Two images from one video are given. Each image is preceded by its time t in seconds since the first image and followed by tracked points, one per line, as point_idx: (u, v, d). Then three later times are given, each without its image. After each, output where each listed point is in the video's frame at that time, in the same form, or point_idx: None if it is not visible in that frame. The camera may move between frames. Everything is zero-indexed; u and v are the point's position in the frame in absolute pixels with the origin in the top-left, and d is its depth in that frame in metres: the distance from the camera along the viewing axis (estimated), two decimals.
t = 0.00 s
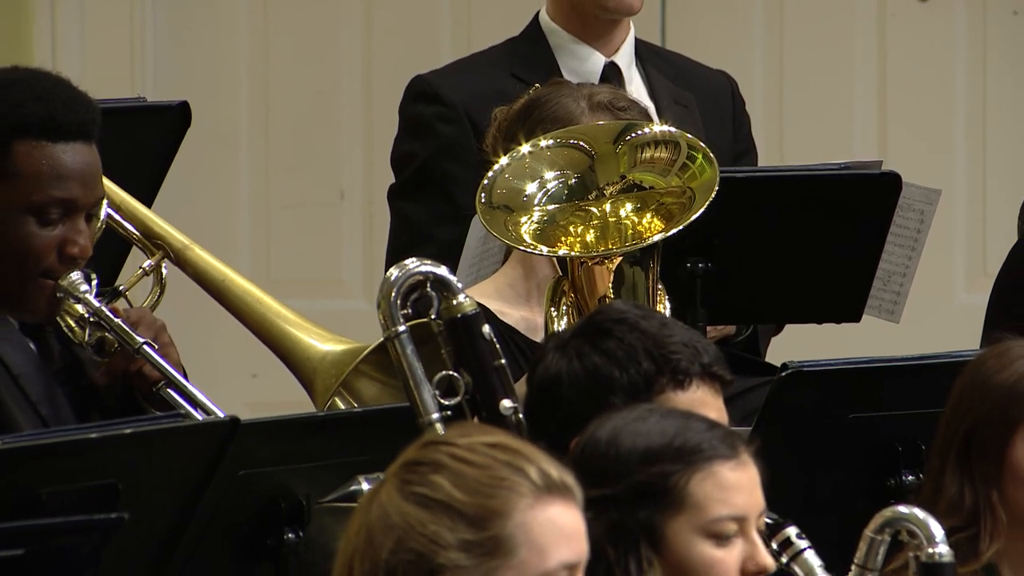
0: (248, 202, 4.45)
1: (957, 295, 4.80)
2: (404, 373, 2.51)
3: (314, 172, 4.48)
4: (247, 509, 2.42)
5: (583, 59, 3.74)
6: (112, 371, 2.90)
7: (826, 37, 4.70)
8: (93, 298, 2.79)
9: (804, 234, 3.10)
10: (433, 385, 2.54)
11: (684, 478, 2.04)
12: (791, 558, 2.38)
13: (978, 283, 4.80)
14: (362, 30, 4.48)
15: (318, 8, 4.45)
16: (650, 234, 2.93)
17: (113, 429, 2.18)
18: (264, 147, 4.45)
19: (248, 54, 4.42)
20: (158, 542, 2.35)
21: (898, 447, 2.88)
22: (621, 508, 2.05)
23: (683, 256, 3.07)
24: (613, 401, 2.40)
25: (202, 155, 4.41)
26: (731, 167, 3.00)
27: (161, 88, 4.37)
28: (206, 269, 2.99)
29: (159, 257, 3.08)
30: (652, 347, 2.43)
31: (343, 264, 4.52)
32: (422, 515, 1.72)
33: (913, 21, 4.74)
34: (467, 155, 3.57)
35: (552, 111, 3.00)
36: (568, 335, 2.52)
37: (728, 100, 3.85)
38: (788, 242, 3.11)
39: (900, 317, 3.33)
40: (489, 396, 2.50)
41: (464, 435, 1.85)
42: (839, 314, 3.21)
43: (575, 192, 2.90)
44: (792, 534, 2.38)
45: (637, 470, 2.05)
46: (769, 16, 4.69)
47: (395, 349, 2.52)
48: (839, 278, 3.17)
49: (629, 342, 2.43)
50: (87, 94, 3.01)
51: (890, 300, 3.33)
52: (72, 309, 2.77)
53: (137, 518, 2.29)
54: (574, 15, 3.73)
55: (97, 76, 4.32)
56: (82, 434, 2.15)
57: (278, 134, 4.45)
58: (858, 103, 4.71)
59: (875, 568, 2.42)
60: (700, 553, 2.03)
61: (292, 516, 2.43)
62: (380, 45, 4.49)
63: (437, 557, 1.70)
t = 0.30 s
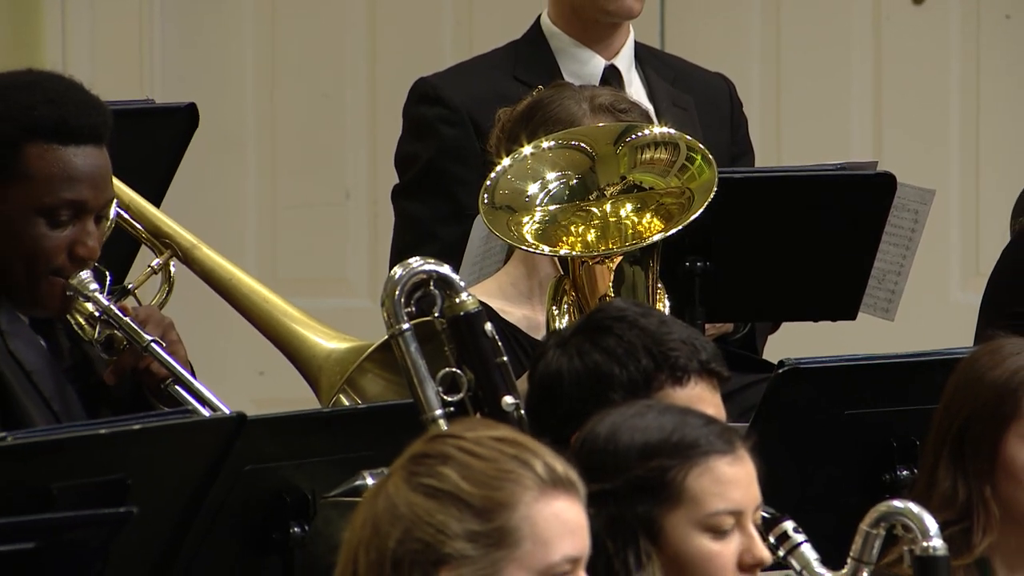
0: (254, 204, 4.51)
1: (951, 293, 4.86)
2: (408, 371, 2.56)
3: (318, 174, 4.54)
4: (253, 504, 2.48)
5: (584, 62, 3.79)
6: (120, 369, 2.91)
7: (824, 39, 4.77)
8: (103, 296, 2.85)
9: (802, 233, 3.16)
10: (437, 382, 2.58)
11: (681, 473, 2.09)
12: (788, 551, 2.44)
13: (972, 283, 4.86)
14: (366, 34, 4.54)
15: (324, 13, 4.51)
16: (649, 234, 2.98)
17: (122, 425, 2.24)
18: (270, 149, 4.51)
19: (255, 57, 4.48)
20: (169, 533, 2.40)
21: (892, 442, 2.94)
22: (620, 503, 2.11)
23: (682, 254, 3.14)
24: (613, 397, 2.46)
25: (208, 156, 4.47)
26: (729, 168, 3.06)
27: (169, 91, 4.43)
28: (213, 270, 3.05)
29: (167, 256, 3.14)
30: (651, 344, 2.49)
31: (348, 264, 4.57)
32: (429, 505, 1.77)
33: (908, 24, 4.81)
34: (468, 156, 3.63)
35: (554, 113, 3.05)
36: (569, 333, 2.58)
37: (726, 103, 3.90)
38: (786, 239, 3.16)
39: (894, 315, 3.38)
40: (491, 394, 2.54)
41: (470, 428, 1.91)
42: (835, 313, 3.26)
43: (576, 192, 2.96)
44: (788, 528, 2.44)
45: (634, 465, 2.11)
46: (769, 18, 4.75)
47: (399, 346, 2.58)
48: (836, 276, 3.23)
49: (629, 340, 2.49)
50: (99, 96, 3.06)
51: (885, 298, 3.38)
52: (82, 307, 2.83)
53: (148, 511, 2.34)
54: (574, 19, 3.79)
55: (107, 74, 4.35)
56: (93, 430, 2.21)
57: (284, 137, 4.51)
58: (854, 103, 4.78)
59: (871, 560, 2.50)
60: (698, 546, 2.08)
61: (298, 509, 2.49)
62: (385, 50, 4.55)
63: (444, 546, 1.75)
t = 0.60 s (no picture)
0: (261, 202, 4.61)
1: (944, 291, 4.85)
2: (412, 367, 2.63)
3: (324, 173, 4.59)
4: (260, 496, 2.53)
5: (584, 64, 3.85)
6: (133, 365, 2.95)
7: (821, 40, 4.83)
8: (115, 293, 2.90)
9: (799, 230, 3.21)
10: (440, 378, 2.65)
11: (680, 467, 2.14)
12: (785, 544, 2.52)
13: (967, 280, 4.85)
14: (370, 36, 4.60)
15: (330, 15, 4.58)
16: (648, 233, 3.04)
17: (132, 420, 2.29)
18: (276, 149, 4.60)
19: (263, 59, 4.59)
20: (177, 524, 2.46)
21: (887, 438, 2.99)
22: (620, 496, 2.16)
23: (681, 253, 3.21)
24: (614, 392, 2.50)
25: (217, 154, 4.60)
26: (726, 168, 3.12)
27: (177, 91, 4.57)
28: (222, 264, 3.09)
29: (178, 254, 3.18)
30: (650, 341, 2.53)
31: (354, 261, 4.62)
32: (429, 499, 1.83)
33: (901, 27, 4.83)
34: (471, 157, 3.68)
35: (554, 114, 3.11)
36: (569, 330, 2.62)
37: (723, 104, 3.96)
38: (784, 236, 3.21)
39: (889, 313, 3.41)
40: (493, 389, 2.62)
41: (470, 424, 1.96)
42: (831, 309, 3.32)
43: (576, 193, 3.02)
44: (785, 521, 2.52)
45: (634, 460, 2.16)
46: (766, 19, 4.84)
47: (403, 344, 2.65)
48: (832, 272, 3.28)
49: (628, 336, 2.54)
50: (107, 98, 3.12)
51: (880, 297, 3.41)
52: (94, 304, 2.88)
53: (157, 504, 2.40)
54: (574, 22, 3.85)
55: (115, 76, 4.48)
56: (103, 424, 2.26)
57: (290, 137, 4.59)
58: (850, 108, 4.83)
59: (866, 554, 2.48)
60: (696, 539, 2.13)
61: (305, 503, 2.55)
62: (389, 52, 4.59)
63: (443, 539, 1.81)
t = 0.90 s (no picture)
0: (267, 199, 4.67)
1: (937, 285, 4.93)
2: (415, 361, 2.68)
3: (328, 171, 4.66)
4: (266, 485, 2.59)
5: (584, 64, 3.91)
6: (140, 355, 3.04)
7: (813, 42, 4.93)
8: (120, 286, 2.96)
9: (795, 227, 3.27)
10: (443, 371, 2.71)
11: (677, 458, 2.20)
12: (781, 535, 2.57)
13: (958, 275, 4.93)
14: (374, 38, 4.66)
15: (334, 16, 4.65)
16: (647, 230, 3.10)
17: (139, 413, 2.34)
18: (281, 147, 4.66)
19: (268, 59, 4.65)
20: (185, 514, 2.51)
21: (882, 430, 3.05)
22: (619, 487, 2.21)
23: (679, 247, 3.25)
24: (614, 385, 2.55)
25: (223, 152, 4.67)
26: (724, 166, 3.17)
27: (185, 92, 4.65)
28: (225, 258, 3.14)
29: (182, 247, 3.23)
30: (650, 336, 2.59)
31: (358, 258, 4.68)
32: (431, 490, 1.89)
33: (896, 28, 4.92)
34: (473, 155, 3.74)
35: (555, 112, 3.16)
36: (570, 325, 2.67)
37: (721, 102, 4.01)
38: (782, 231, 3.27)
39: (884, 307, 3.48)
40: (495, 381, 2.68)
41: (472, 417, 2.02)
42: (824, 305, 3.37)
43: (577, 189, 3.08)
44: (781, 513, 2.57)
45: (631, 451, 2.21)
46: (762, 22, 4.95)
47: (407, 338, 2.70)
48: (828, 267, 3.33)
49: (628, 330, 2.59)
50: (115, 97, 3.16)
51: (874, 291, 3.48)
52: (100, 297, 2.94)
53: (166, 495, 2.45)
54: (575, 21, 3.90)
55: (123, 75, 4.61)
56: (111, 418, 2.30)
57: (295, 135, 4.66)
58: (843, 102, 4.92)
59: (861, 544, 2.53)
60: (693, 528, 2.18)
61: (310, 494, 2.61)
62: (391, 52, 4.66)
63: (446, 530, 1.86)
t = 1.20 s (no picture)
0: (273, 198, 4.73)
1: (932, 283, 5.02)
2: (418, 357, 2.75)
3: (334, 171, 4.74)
4: (273, 479, 2.65)
5: (585, 66, 3.96)
6: (147, 349, 3.05)
7: (810, 43, 4.99)
8: (128, 280, 2.97)
9: (792, 225, 3.32)
10: (445, 367, 2.78)
11: (675, 453, 2.25)
12: (777, 528, 2.58)
13: (953, 273, 5.02)
14: (379, 38, 4.74)
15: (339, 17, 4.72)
16: (646, 228, 3.15)
17: (148, 408, 2.38)
18: (287, 147, 4.72)
19: (274, 60, 4.71)
20: (193, 507, 2.56)
21: (877, 425, 3.10)
22: (618, 482, 2.27)
23: (678, 245, 3.31)
24: (614, 380, 2.62)
25: (231, 152, 4.72)
26: (722, 165, 3.22)
27: (192, 92, 4.70)
28: (230, 250, 3.18)
29: (187, 242, 3.27)
30: (650, 332, 2.65)
31: (363, 257, 4.76)
32: (437, 483, 1.94)
33: (893, 30, 5.00)
34: (474, 155, 3.79)
35: (555, 113, 3.22)
36: (571, 322, 2.73)
37: (718, 102, 4.07)
38: (780, 228, 3.32)
39: (879, 305, 3.53)
40: (497, 377, 2.73)
41: (476, 412, 2.07)
42: (819, 301, 3.43)
43: (577, 189, 3.13)
44: (778, 506, 2.58)
45: (630, 446, 2.27)
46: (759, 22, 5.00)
47: (410, 335, 2.77)
48: (823, 264, 3.38)
49: (629, 327, 2.65)
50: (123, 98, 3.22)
51: (870, 289, 3.54)
52: (107, 292, 2.95)
53: (174, 489, 2.50)
54: (575, 22, 3.95)
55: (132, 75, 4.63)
56: (118, 414, 2.35)
57: (300, 135, 4.72)
58: (841, 101, 4.99)
59: (857, 537, 2.59)
60: (689, 521, 2.23)
61: (315, 489, 2.66)
62: (395, 53, 4.74)
63: (451, 522, 1.92)
